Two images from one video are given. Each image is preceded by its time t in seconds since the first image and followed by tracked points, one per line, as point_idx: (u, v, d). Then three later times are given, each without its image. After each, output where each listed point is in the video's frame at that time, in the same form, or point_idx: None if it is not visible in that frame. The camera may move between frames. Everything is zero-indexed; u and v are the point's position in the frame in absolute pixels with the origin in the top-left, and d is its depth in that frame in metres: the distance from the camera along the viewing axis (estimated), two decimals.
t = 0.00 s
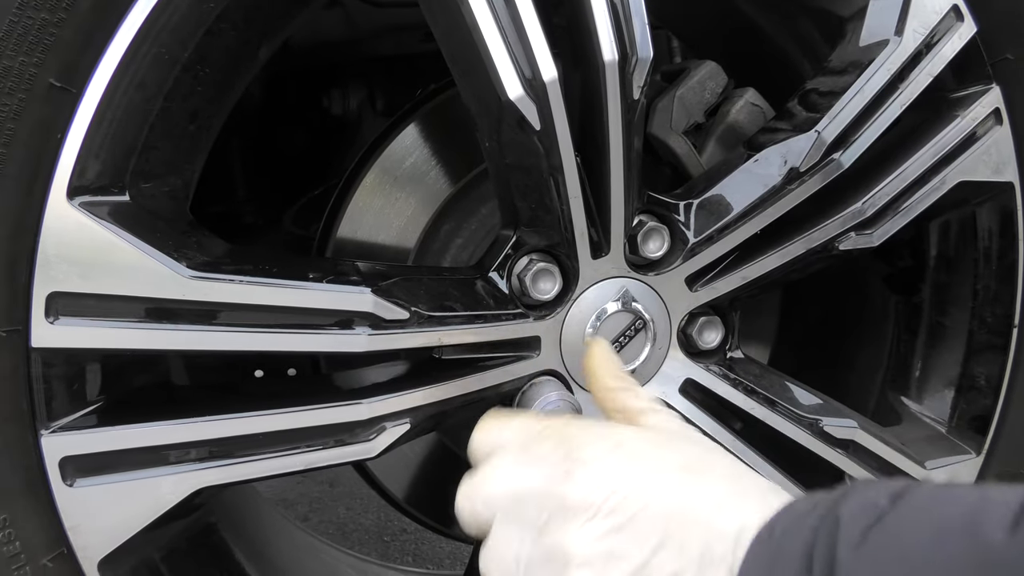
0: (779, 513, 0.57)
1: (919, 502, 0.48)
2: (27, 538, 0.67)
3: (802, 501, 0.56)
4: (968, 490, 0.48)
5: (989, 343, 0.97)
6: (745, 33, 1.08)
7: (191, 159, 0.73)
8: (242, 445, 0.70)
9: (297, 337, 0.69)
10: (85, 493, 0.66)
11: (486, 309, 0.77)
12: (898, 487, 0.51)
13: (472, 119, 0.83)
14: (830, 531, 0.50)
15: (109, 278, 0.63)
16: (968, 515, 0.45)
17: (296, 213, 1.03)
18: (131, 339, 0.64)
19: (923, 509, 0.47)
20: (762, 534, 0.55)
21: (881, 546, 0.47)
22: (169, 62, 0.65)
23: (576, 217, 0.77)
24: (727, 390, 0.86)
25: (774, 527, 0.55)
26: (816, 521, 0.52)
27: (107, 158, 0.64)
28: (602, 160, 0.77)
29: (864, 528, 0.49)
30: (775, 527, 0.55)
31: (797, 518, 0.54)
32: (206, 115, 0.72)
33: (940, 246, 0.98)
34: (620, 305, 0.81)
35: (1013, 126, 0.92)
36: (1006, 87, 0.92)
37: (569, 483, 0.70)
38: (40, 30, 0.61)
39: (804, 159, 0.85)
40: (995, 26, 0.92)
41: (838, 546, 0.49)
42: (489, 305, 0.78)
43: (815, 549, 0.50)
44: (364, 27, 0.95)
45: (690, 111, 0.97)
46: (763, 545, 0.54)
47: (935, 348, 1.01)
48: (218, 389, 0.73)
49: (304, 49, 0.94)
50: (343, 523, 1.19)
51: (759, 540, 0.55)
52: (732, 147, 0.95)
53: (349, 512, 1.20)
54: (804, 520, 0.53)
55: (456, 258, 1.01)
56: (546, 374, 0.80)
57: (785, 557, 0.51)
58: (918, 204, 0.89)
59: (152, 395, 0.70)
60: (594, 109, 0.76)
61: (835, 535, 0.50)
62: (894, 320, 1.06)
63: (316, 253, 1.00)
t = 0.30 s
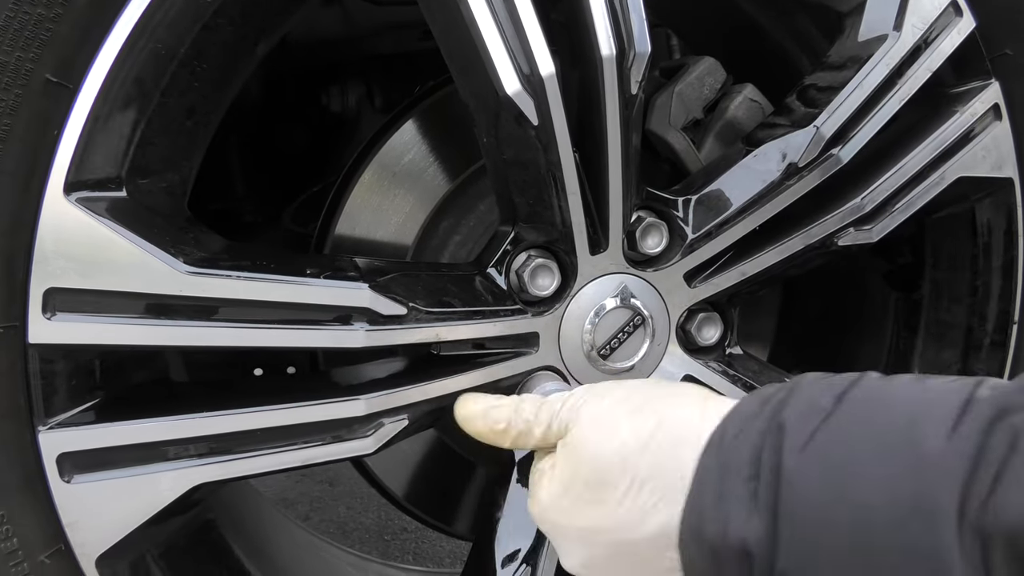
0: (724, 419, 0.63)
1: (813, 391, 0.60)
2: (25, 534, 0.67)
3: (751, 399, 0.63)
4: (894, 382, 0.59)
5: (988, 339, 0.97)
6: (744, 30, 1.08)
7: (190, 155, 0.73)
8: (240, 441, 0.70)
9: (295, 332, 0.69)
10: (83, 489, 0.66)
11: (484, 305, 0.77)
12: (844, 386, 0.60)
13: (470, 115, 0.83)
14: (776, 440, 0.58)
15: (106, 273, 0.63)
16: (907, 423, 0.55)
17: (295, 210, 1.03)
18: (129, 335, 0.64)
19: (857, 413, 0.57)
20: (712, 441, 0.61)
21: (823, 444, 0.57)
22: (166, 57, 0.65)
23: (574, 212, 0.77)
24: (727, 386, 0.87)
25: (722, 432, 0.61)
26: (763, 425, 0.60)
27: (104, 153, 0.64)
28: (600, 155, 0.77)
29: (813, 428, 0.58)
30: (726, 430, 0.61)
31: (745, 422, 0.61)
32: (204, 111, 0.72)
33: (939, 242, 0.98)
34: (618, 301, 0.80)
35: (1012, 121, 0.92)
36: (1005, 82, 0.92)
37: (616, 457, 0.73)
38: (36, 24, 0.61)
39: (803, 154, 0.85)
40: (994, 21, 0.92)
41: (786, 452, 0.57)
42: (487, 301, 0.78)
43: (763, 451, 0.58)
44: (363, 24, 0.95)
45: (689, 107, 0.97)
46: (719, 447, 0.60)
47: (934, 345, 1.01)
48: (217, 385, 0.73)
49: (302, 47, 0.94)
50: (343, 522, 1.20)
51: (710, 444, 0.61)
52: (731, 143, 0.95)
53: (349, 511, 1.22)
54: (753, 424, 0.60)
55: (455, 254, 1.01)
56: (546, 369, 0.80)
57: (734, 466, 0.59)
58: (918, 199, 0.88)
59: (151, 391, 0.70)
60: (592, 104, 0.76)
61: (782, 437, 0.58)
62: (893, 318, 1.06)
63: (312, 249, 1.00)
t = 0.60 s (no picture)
0: (725, 516, 0.55)
1: (865, 499, 0.48)
2: (17, 529, 0.66)
3: (754, 504, 0.55)
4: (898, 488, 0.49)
5: (985, 332, 0.98)
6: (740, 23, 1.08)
7: (184, 147, 0.72)
8: (236, 434, 0.70)
9: (290, 324, 0.69)
10: (76, 482, 0.66)
11: (480, 297, 0.77)
12: (845, 485, 0.51)
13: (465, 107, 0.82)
14: (775, 527, 0.50)
15: (99, 265, 0.63)
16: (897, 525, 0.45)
17: (290, 204, 1.02)
18: (122, 327, 0.64)
19: (854, 509, 0.48)
20: (711, 531, 0.55)
21: (821, 539, 0.47)
22: (159, 47, 0.65)
23: (570, 205, 0.77)
24: (724, 379, 0.86)
25: (722, 529, 0.54)
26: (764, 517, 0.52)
27: (96, 143, 0.64)
28: (596, 146, 0.76)
29: (808, 520, 0.49)
30: (724, 522, 0.55)
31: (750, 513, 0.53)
32: (198, 102, 0.72)
33: (936, 236, 0.98)
34: (615, 294, 0.80)
35: (1009, 115, 0.92)
36: (1001, 76, 0.92)
37: (570, 418, 0.70)
38: (28, 13, 0.60)
39: (799, 147, 0.84)
40: (992, 14, 0.91)
41: (780, 543, 0.49)
42: (483, 293, 0.77)
43: (757, 545, 0.50)
44: (361, 19, 0.96)
45: (686, 100, 0.97)
46: (719, 539, 0.53)
47: (931, 339, 1.01)
48: (211, 379, 0.73)
49: (295, 41, 0.94)
50: (341, 520, 1.20)
51: (706, 534, 0.55)
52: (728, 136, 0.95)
53: (347, 509, 1.22)
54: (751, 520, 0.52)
55: (450, 248, 1.00)
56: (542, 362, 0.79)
57: (732, 550, 0.51)
58: (915, 192, 0.88)
59: (143, 383, 0.70)
60: (589, 95, 0.76)
61: (778, 525, 0.50)
62: (890, 311, 1.05)
63: (307, 242, 1.00)
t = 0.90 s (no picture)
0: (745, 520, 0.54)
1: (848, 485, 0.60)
2: None
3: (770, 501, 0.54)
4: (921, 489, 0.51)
5: (967, 339, 0.98)
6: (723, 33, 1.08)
7: (165, 163, 0.73)
8: (220, 452, 0.70)
9: (273, 342, 0.69)
10: (58, 503, 0.65)
11: (464, 311, 0.77)
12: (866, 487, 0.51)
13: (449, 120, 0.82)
14: (796, 550, 0.49)
15: (78, 285, 0.63)
16: (937, 523, 0.47)
17: (275, 216, 1.02)
18: (103, 348, 0.64)
19: (888, 521, 0.48)
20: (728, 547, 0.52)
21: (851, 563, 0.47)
22: (137, 66, 0.65)
23: (554, 218, 0.76)
24: (708, 390, 0.86)
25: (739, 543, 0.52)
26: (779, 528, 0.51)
27: (76, 163, 0.64)
28: (578, 159, 0.76)
29: (832, 538, 0.49)
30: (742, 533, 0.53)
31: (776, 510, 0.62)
32: (179, 118, 0.72)
33: (920, 244, 0.98)
34: (599, 306, 0.80)
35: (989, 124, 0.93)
36: (982, 85, 0.93)
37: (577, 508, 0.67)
38: (5, 33, 0.60)
39: (781, 158, 0.85)
40: (971, 24, 0.92)
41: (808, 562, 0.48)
42: (468, 307, 0.78)
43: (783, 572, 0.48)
44: (347, 26, 0.94)
45: (670, 111, 0.97)
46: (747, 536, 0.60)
47: (915, 346, 1.02)
48: (195, 396, 0.73)
49: (284, 47, 0.93)
50: (331, 526, 1.20)
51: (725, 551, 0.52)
52: (712, 146, 0.95)
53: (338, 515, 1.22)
54: (769, 527, 0.51)
55: (435, 260, 1.00)
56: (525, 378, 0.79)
57: None
58: (897, 202, 0.89)
59: (124, 403, 0.69)
60: (571, 109, 0.76)
61: (803, 545, 0.49)
62: (874, 318, 1.06)
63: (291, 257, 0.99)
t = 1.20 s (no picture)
0: (767, 534, 0.60)
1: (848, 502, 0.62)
2: None
3: (795, 517, 0.59)
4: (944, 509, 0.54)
5: (969, 349, 0.98)
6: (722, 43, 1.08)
7: (163, 182, 0.71)
8: (222, 475, 0.69)
9: (275, 364, 0.68)
10: (59, 528, 0.65)
11: (467, 329, 0.77)
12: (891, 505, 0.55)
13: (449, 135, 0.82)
14: (819, 562, 0.54)
15: (78, 309, 0.62)
16: (957, 540, 0.50)
17: (274, 229, 1.01)
18: (104, 372, 0.63)
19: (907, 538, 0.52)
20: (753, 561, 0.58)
21: None
22: (137, 87, 0.64)
23: (556, 234, 0.76)
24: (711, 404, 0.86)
25: (768, 556, 0.58)
26: (804, 539, 0.56)
27: (79, 186, 0.63)
28: (580, 175, 0.76)
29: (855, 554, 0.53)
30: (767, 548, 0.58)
31: (787, 536, 0.58)
32: (178, 138, 0.71)
33: (921, 254, 0.98)
34: (601, 321, 0.80)
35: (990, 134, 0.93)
36: (983, 95, 0.92)
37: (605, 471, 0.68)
38: (3, 58, 0.60)
39: (783, 172, 0.84)
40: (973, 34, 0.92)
41: None
42: (470, 324, 0.77)
43: None
44: (341, 36, 0.94)
45: (670, 123, 0.97)
46: (755, 565, 0.58)
47: (917, 355, 1.02)
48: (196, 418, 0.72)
49: (280, 59, 0.93)
50: (330, 532, 1.10)
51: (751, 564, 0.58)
52: (712, 159, 0.95)
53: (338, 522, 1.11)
54: (794, 539, 0.57)
55: (435, 276, 0.99)
56: (530, 392, 0.79)
57: None
58: (898, 214, 0.89)
59: (125, 424, 0.69)
60: (572, 125, 0.75)
61: (825, 561, 0.54)
62: (875, 329, 1.06)
63: (291, 275, 0.98)
